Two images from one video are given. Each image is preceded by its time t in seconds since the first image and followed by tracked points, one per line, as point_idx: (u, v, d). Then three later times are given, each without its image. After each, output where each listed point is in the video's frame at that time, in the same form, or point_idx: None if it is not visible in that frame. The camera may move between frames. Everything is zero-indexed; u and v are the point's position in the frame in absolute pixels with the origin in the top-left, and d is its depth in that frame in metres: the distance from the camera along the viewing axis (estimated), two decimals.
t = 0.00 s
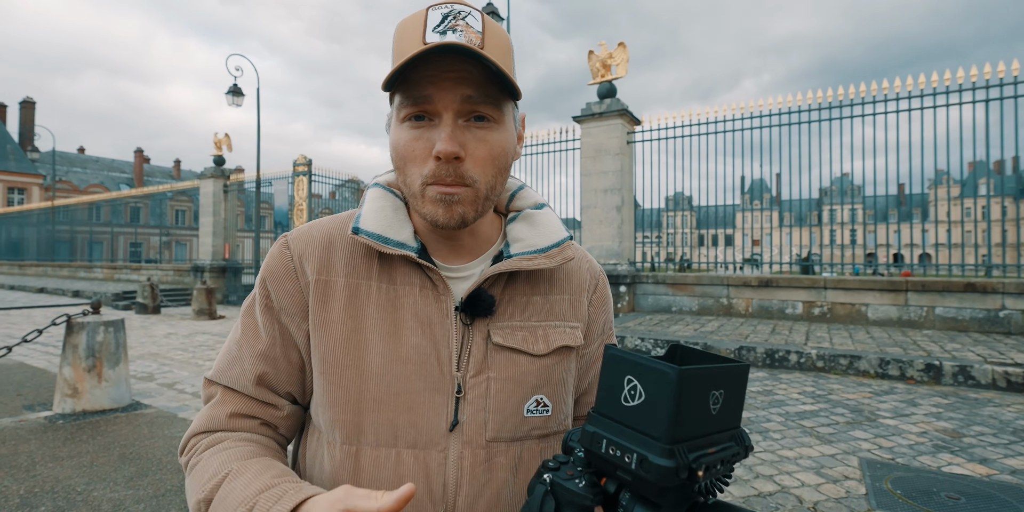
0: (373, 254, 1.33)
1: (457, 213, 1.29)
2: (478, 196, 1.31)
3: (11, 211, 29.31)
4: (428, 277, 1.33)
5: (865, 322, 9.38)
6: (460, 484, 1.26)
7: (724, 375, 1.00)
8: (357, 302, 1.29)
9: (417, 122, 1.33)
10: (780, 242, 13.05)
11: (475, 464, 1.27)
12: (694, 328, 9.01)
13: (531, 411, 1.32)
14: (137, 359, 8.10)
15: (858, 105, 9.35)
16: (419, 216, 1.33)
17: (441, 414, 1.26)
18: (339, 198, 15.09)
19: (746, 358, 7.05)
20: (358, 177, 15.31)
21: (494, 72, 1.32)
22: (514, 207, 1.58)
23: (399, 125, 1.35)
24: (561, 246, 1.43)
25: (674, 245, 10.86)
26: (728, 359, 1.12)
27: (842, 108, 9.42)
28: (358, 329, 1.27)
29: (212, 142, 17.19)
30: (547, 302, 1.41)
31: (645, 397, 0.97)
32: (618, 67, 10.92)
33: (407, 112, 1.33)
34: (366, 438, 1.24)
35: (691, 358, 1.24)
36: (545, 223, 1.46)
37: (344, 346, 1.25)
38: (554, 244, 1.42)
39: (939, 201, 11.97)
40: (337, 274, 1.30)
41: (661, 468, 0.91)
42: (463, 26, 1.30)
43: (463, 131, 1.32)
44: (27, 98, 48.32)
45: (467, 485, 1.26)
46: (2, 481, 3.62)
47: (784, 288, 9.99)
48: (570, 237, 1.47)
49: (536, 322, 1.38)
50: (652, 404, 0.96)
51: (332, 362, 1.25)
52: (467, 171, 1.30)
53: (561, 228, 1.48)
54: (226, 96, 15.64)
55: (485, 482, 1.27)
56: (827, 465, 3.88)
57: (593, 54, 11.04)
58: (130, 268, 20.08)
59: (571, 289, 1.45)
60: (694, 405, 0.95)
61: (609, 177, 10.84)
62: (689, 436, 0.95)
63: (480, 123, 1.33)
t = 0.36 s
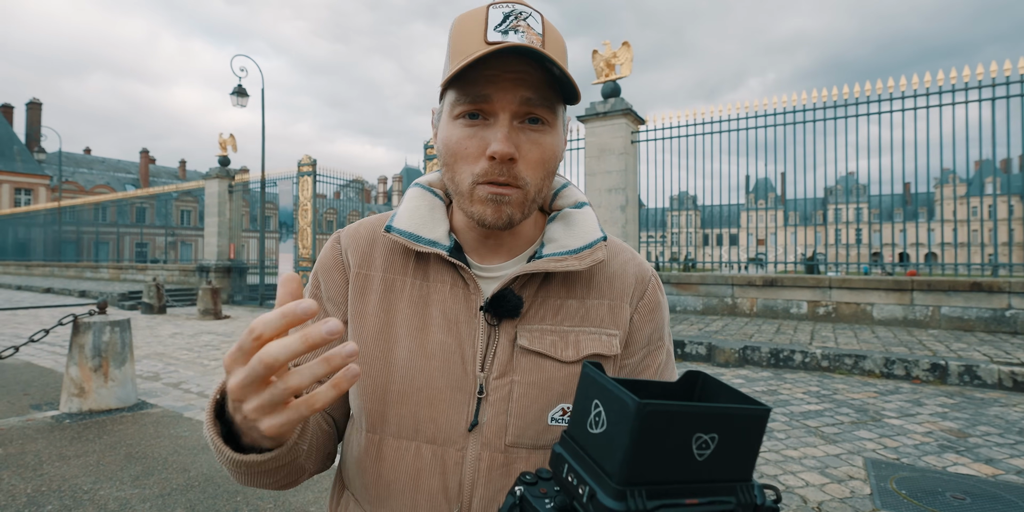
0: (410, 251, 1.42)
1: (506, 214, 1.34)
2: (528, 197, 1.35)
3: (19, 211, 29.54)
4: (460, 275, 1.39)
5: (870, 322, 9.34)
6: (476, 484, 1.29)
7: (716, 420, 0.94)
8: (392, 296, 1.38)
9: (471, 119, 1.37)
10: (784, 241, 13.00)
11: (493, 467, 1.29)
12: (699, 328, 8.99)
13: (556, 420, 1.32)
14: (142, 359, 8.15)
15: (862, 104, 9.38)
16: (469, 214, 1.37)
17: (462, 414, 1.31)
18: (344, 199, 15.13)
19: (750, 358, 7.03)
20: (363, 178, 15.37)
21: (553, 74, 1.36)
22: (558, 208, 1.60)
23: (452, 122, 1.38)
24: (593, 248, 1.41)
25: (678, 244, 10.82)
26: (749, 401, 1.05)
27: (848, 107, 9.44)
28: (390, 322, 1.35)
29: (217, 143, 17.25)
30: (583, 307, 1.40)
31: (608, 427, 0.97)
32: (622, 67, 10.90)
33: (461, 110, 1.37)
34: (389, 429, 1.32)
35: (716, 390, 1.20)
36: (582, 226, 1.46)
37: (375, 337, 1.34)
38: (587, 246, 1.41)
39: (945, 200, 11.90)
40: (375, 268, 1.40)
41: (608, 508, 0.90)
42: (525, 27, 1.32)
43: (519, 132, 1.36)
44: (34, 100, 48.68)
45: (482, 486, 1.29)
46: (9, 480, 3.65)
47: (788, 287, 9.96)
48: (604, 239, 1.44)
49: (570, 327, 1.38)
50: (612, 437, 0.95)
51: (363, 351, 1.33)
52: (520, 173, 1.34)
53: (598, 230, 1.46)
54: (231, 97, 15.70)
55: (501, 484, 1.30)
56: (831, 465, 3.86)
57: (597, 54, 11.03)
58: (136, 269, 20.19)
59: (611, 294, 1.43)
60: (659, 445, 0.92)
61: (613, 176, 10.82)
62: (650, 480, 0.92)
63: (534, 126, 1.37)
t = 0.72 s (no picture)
0: (435, 249, 1.42)
1: (500, 208, 1.35)
2: (518, 186, 1.35)
3: (18, 211, 29.56)
4: (485, 273, 1.39)
5: (869, 321, 9.35)
6: (508, 478, 1.31)
7: (728, 387, 0.95)
8: (419, 293, 1.37)
9: (449, 128, 1.41)
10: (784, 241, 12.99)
11: (523, 461, 1.31)
12: (698, 328, 8.99)
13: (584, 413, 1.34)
14: (142, 359, 8.16)
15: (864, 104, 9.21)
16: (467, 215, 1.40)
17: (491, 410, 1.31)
18: (343, 198, 15.13)
19: (750, 358, 7.03)
20: (362, 177, 15.37)
21: (505, 59, 1.33)
22: (572, 204, 1.62)
23: (436, 134, 1.44)
24: (616, 245, 1.43)
25: (677, 244, 10.82)
26: (759, 372, 1.07)
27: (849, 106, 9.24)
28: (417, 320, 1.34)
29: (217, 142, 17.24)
30: (604, 302, 1.42)
31: (622, 395, 0.98)
32: (622, 67, 10.90)
33: (438, 121, 1.41)
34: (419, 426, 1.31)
35: (721, 366, 1.22)
36: (602, 222, 1.48)
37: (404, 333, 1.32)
38: (610, 243, 1.42)
39: (944, 200, 11.90)
40: (402, 265, 1.39)
41: (626, 472, 0.91)
42: (472, 25, 1.33)
43: (491, 125, 1.36)
44: (34, 99, 48.66)
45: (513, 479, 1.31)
46: (9, 479, 3.65)
47: (787, 287, 9.97)
48: (626, 235, 1.47)
49: (591, 321, 1.40)
50: (626, 404, 0.97)
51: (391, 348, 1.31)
52: (501, 163, 1.34)
53: (617, 226, 1.49)
54: (231, 96, 15.68)
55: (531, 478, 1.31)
56: (830, 464, 3.87)
57: (597, 54, 11.02)
58: (136, 268, 20.19)
59: (631, 288, 1.45)
60: (673, 411, 0.93)
61: (613, 176, 10.83)
62: (664, 445, 0.93)
63: (507, 114, 1.36)
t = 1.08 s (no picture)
0: (432, 254, 1.40)
1: (510, 218, 1.35)
2: (530, 197, 1.35)
3: (19, 211, 29.60)
4: (486, 276, 1.39)
5: (870, 321, 9.34)
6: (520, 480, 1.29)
7: (782, 374, 0.97)
8: (419, 300, 1.36)
9: (463, 129, 1.39)
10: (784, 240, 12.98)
11: (535, 461, 1.31)
12: (698, 327, 8.99)
13: (590, 410, 1.35)
14: (143, 359, 8.16)
15: (864, 104, 9.23)
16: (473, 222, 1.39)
17: (500, 413, 1.30)
18: (344, 199, 15.14)
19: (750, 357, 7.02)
20: (362, 177, 15.38)
21: (531, 68, 1.34)
22: (568, 204, 1.61)
23: (446, 135, 1.41)
24: (616, 243, 1.44)
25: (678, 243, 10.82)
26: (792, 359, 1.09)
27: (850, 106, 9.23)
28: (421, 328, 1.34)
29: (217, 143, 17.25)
30: (605, 300, 1.43)
31: (686, 392, 0.98)
32: (622, 67, 10.90)
33: (452, 121, 1.38)
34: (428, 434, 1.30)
35: (752, 354, 1.24)
36: (600, 220, 1.48)
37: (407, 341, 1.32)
38: (610, 241, 1.43)
39: (945, 199, 11.88)
40: (400, 272, 1.37)
41: (700, 468, 0.91)
42: (498, 27, 1.32)
43: (509, 133, 1.36)
44: (35, 100, 48.74)
45: (526, 481, 1.29)
46: (10, 481, 3.65)
47: (788, 287, 9.97)
48: (626, 233, 1.48)
49: (593, 319, 1.40)
50: (692, 401, 0.96)
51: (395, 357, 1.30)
52: (517, 174, 1.34)
53: (615, 223, 1.50)
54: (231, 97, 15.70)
55: (544, 476, 1.31)
56: (831, 464, 3.87)
57: (597, 54, 11.03)
58: (136, 269, 20.20)
59: (628, 285, 1.46)
60: (738, 404, 0.93)
61: (613, 176, 10.82)
62: (731, 437, 0.94)
63: (525, 124, 1.37)
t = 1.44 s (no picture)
0: (438, 251, 1.39)
1: (519, 215, 1.34)
2: (543, 198, 1.35)
3: (20, 211, 29.66)
4: (491, 275, 1.38)
5: (871, 322, 9.33)
6: (521, 480, 1.29)
7: (790, 384, 0.97)
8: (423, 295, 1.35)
9: (493, 115, 1.37)
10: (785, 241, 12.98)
11: (537, 464, 1.30)
12: (699, 328, 9.01)
13: (593, 413, 1.35)
14: (144, 359, 8.17)
15: (864, 104, 9.27)
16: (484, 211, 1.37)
17: (502, 413, 1.30)
18: (345, 199, 15.15)
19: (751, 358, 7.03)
20: (363, 178, 15.39)
21: (577, 74, 1.36)
22: (577, 205, 1.62)
23: (475, 117, 1.39)
24: (623, 246, 1.45)
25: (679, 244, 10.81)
26: (797, 367, 1.09)
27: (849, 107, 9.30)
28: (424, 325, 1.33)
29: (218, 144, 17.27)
30: (610, 302, 1.44)
31: (692, 398, 0.97)
32: (623, 67, 10.89)
33: (485, 104, 1.36)
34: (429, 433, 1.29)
35: (758, 364, 1.24)
36: (609, 223, 1.49)
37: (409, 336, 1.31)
38: (617, 243, 1.44)
39: (946, 200, 11.88)
40: (405, 267, 1.36)
41: (705, 476, 0.90)
42: (554, 28, 1.32)
43: (539, 130, 1.35)
44: (35, 100, 48.84)
45: (527, 482, 1.29)
46: (12, 480, 3.65)
47: (789, 287, 9.96)
48: (632, 236, 1.49)
49: (599, 321, 1.41)
50: (697, 408, 0.96)
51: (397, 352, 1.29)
52: (538, 171, 1.33)
53: (623, 226, 1.51)
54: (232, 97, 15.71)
55: (544, 479, 1.31)
56: (833, 465, 3.87)
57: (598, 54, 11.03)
58: (138, 269, 20.22)
59: (634, 288, 1.47)
60: (744, 412, 0.93)
61: (614, 176, 10.82)
62: (737, 446, 0.94)
63: (556, 125, 1.37)
